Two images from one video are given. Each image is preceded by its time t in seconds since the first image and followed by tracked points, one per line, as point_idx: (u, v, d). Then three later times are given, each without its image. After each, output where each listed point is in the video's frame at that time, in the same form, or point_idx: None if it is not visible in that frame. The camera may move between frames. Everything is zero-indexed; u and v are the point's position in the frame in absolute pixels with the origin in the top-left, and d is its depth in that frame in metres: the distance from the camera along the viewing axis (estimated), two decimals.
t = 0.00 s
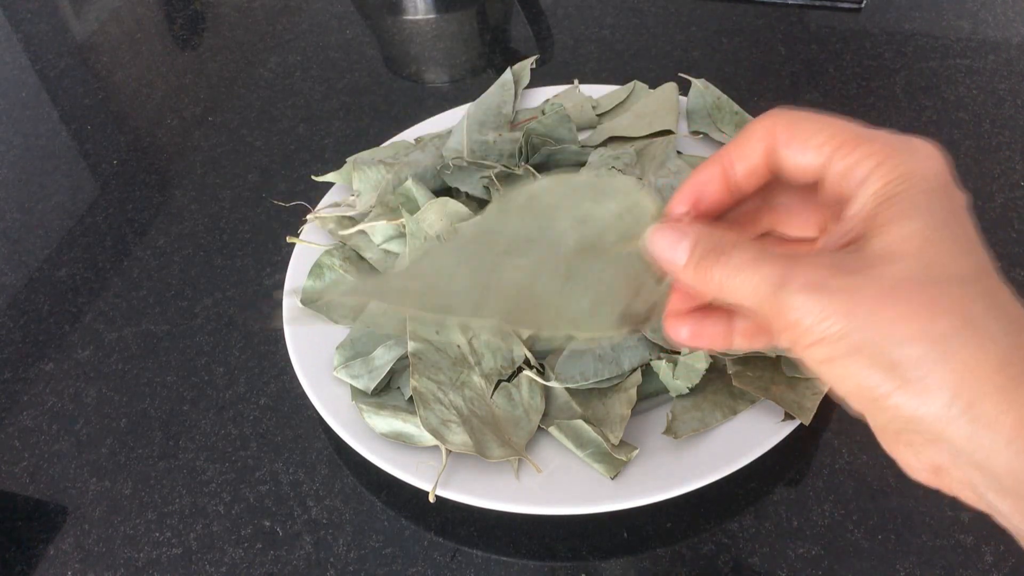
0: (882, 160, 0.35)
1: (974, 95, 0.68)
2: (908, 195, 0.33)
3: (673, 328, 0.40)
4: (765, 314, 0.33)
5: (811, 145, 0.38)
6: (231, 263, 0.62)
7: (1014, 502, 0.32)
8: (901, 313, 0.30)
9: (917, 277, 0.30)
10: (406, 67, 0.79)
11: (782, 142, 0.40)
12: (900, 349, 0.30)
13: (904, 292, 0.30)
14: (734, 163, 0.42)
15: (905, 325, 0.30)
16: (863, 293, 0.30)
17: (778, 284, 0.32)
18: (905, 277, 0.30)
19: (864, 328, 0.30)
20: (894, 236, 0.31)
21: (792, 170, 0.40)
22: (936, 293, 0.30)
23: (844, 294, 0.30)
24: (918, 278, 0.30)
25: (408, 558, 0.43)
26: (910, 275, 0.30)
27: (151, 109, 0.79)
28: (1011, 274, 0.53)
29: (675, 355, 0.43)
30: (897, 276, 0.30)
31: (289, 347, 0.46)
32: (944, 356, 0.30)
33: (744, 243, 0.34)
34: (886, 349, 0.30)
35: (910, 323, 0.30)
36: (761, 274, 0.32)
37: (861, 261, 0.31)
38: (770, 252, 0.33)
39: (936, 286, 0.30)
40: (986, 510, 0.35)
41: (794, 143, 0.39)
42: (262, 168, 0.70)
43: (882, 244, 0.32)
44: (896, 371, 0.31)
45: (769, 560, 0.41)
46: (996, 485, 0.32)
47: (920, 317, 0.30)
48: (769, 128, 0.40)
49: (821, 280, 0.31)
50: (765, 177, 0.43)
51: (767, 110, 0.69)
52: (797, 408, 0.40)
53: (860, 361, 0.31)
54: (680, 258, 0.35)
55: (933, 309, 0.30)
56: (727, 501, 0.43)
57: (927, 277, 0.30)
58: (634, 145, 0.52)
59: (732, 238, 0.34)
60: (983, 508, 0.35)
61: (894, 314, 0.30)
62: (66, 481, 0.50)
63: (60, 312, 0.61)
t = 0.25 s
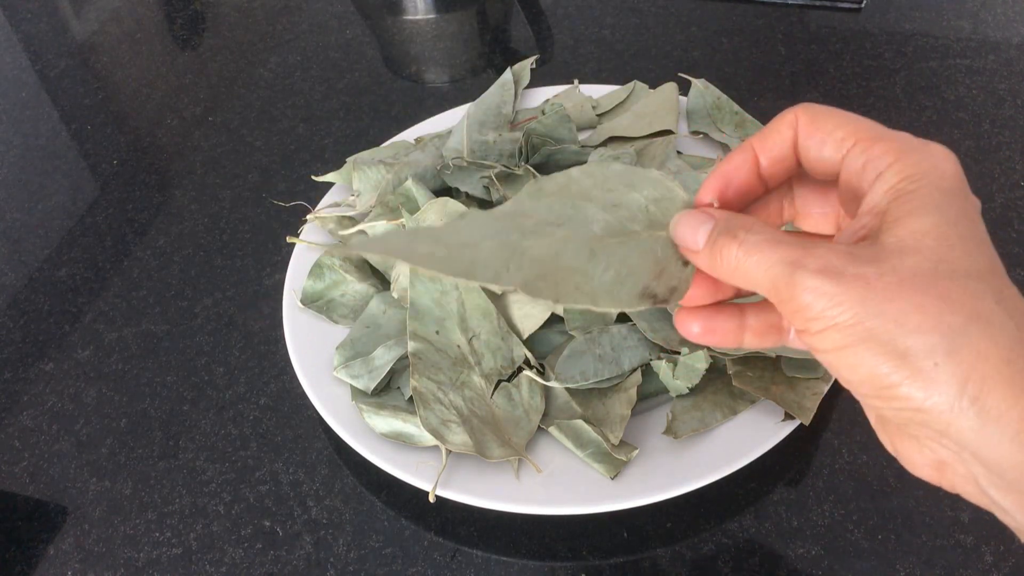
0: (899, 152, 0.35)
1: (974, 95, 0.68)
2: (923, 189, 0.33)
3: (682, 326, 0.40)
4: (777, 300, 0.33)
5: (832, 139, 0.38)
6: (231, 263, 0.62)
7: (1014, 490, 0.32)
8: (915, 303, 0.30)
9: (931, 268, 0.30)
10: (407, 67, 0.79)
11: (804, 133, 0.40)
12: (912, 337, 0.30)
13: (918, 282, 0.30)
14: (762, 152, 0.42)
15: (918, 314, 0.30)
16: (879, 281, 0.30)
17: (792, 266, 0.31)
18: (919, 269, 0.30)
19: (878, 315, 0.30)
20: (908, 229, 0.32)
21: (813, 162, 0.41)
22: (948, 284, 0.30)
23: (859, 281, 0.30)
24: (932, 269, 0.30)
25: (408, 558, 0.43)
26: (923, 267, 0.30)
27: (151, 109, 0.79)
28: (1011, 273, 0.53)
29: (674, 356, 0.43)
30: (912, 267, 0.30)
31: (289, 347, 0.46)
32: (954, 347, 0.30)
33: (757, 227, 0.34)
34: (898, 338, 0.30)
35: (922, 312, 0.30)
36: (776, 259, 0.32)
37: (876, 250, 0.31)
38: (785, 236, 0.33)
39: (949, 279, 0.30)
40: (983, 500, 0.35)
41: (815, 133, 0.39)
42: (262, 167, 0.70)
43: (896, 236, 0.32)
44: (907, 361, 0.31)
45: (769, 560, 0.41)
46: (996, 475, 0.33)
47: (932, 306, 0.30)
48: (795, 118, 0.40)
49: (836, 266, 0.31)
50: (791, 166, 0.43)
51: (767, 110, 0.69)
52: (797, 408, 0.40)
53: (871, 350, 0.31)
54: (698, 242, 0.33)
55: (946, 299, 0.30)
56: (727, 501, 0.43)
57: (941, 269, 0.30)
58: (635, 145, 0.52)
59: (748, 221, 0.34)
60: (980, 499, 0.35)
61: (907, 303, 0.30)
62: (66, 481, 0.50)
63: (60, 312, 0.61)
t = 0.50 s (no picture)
0: (882, 167, 0.35)
1: (974, 95, 0.68)
2: (908, 202, 0.33)
3: (679, 355, 0.40)
4: (767, 309, 0.33)
5: (817, 154, 0.39)
6: (231, 263, 0.62)
7: (1009, 503, 0.31)
8: (900, 309, 0.30)
9: (917, 276, 0.30)
10: (407, 67, 0.79)
11: (791, 150, 0.40)
12: (898, 344, 0.30)
13: (904, 289, 0.30)
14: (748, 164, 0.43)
15: (904, 320, 0.30)
16: (863, 289, 0.30)
17: (779, 275, 0.32)
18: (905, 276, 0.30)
19: (864, 322, 0.30)
20: (893, 240, 0.32)
21: (800, 177, 0.41)
22: (933, 291, 0.30)
23: (844, 288, 0.30)
24: (917, 277, 0.30)
25: (408, 558, 0.43)
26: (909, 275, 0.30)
27: (151, 109, 0.79)
28: (1011, 273, 0.53)
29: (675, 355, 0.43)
30: (897, 275, 0.30)
31: (289, 347, 0.46)
32: (941, 352, 0.29)
33: (744, 242, 0.34)
34: (884, 345, 0.30)
35: (908, 318, 0.30)
36: (763, 268, 0.32)
37: (862, 261, 0.31)
38: (773, 249, 0.33)
39: (935, 286, 0.30)
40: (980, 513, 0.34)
41: (803, 146, 0.39)
42: (262, 167, 0.70)
43: (882, 248, 0.32)
44: (895, 368, 0.30)
45: (769, 560, 0.41)
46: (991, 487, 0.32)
47: (917, 312, 0.30)
48: (782, 132, 0.40)
49: (822, 275, 0.31)
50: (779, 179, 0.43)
51: (766, 110, 0.69)
52: (797, 408, 0.40)
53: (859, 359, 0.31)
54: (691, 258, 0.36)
55: (930, 305, 0.30)
56: (727, 501, 0.43)
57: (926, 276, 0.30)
58: (634, 145, 0.52)
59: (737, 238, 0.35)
60: (982, 515, 0.34)
61: (892, 310, 0.30)
62: (66, 481, 0.50)
63: (60, 312, 0.61)
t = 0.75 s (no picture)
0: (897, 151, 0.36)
1: (974, 95, 0.68)
2: (926, 178, 0.34)
3: (686, 332, 0.38)
4: (794, 264, 0.32)
5: (834, 140, 0.39)
6: (231, 263, 0.62)
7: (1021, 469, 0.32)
8: (936, 267, 0.30)
9: (946, 239, 0.31)
10: (407, 67, 0.79)
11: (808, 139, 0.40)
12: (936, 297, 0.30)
13: (938, 249, 0.30)
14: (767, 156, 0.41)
15: (940, 277, 0.30)
16: (901, 245, 0.30)
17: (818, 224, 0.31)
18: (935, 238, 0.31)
19: (903, 275, 0.30)
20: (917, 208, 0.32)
21: (813, 168, 0.41)
22: (962, 254, 0.31)
23: (883, 242, 0.30)
24: (946, 240, 0.31)
25: (408, 558, 0.43)
26: (939, 237, 0.31)
27: (151, 109, 0.78)
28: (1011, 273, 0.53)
29: (674, 356, 0.43)
30: (929, 236, 0.31)
31: (289, 347, 0.46)
32: (971, 310, 0.30)
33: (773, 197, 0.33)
34: (918, 297, 0.30)
35: (943, 275, 0.30)
36: (801, 217, 0.31)
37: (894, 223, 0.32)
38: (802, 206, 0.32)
39: (964, 250, 0.31)
40: (984, 488, 0.34)
41: (820, 137, 0.39)
42: (262, 167, 0.70)
43: (911, 214, 0.32)
44: (930, 322, 0.30)
45: (769, 560, 0.41)
46: (1004, 448, 0.32)
47: (951, 271, 0.30)
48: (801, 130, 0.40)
49: (860, 228, 0.31)
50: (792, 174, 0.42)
51: (766, 110, 0.69)
52: (797, 408, 0.40)
53: (890, 313, 0.31)
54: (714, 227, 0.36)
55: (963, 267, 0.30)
56: (727, 501, 0.43)
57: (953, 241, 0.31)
58: (634, 145, 0.52)
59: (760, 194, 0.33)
60: (977, 488, 0.35)
61: (930, 266, 0.30)
62: (66, 481, 0.50)
63: (60, 312, 0.61)
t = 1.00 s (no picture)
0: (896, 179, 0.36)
1: (974, 95, 0.68)
2: (922, 206, 0.34)
3: (685, 360, 0.38)
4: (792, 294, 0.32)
5: (830, 171, 0.39)
6: (231, 263, 0.62)
7: None
8: (932, 292, 0.30)
9: (942, 266, 0.31)
10: (407, 67, 0.79)
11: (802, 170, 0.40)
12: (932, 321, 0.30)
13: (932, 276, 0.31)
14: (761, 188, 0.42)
15: (936, 301, 0.30)
16: (895, 273, 0.31)
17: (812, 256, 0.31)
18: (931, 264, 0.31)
19: (898, 301, 0.30)
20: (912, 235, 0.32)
21: (811, 199, 0.41)
22: (957, 280, 0.31)
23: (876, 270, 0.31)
24: (941, 266, 0.31)
25: (408, 558, 0.43)
26: (934, 263, 0.31)
27: (150, 109, 0.78)
28: (1011, 273, 0.53)
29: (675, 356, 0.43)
30: (924, 262, 0.31)
31: (289, 347, 0.46)
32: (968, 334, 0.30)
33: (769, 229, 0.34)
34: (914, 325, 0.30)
35: (938, 301, 0.30)
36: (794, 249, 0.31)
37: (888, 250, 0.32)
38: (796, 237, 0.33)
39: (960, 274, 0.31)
40: (986, 511, 0.34)
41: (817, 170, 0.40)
42: (262, 167, 0.70)
43: (905, 242, 0.32)
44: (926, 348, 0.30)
45: (769, 560, 0.41)
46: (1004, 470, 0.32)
47: (947, 295, 0.30)
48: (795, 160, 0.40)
49: (853, 257, 0.31)
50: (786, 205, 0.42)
51: (766, 110, 0.69)
52: (797, 408, 0.41)
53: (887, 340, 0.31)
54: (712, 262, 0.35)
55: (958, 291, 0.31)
56: (727, 501, 0.43)
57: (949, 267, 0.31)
58: (634, 145, 0.52)
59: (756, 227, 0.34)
60: (982, 511, 0.35)
61: (925, 292, 0.30)
62: (67, 481, 0.50)
63: (60, 312, 0.61)
